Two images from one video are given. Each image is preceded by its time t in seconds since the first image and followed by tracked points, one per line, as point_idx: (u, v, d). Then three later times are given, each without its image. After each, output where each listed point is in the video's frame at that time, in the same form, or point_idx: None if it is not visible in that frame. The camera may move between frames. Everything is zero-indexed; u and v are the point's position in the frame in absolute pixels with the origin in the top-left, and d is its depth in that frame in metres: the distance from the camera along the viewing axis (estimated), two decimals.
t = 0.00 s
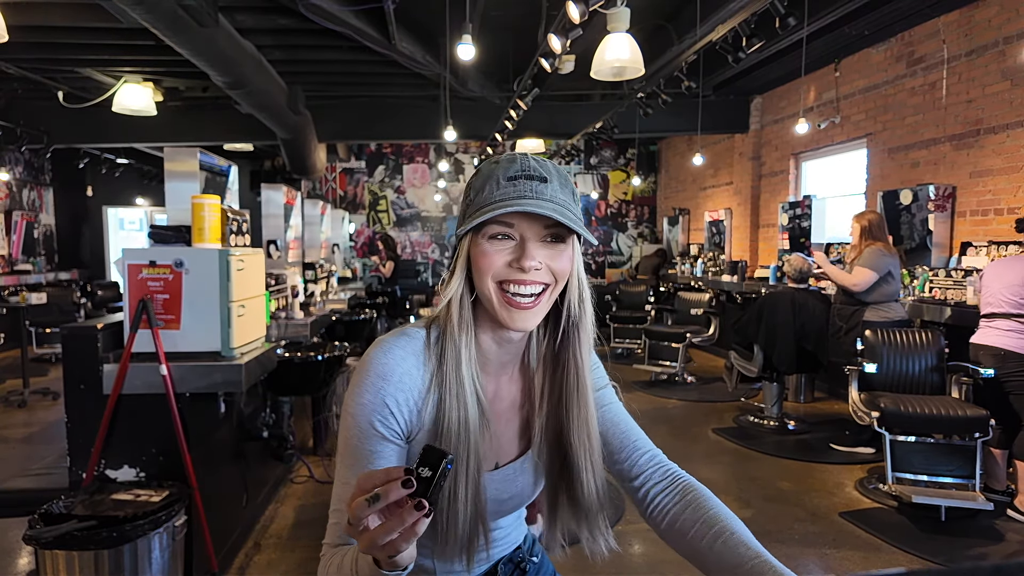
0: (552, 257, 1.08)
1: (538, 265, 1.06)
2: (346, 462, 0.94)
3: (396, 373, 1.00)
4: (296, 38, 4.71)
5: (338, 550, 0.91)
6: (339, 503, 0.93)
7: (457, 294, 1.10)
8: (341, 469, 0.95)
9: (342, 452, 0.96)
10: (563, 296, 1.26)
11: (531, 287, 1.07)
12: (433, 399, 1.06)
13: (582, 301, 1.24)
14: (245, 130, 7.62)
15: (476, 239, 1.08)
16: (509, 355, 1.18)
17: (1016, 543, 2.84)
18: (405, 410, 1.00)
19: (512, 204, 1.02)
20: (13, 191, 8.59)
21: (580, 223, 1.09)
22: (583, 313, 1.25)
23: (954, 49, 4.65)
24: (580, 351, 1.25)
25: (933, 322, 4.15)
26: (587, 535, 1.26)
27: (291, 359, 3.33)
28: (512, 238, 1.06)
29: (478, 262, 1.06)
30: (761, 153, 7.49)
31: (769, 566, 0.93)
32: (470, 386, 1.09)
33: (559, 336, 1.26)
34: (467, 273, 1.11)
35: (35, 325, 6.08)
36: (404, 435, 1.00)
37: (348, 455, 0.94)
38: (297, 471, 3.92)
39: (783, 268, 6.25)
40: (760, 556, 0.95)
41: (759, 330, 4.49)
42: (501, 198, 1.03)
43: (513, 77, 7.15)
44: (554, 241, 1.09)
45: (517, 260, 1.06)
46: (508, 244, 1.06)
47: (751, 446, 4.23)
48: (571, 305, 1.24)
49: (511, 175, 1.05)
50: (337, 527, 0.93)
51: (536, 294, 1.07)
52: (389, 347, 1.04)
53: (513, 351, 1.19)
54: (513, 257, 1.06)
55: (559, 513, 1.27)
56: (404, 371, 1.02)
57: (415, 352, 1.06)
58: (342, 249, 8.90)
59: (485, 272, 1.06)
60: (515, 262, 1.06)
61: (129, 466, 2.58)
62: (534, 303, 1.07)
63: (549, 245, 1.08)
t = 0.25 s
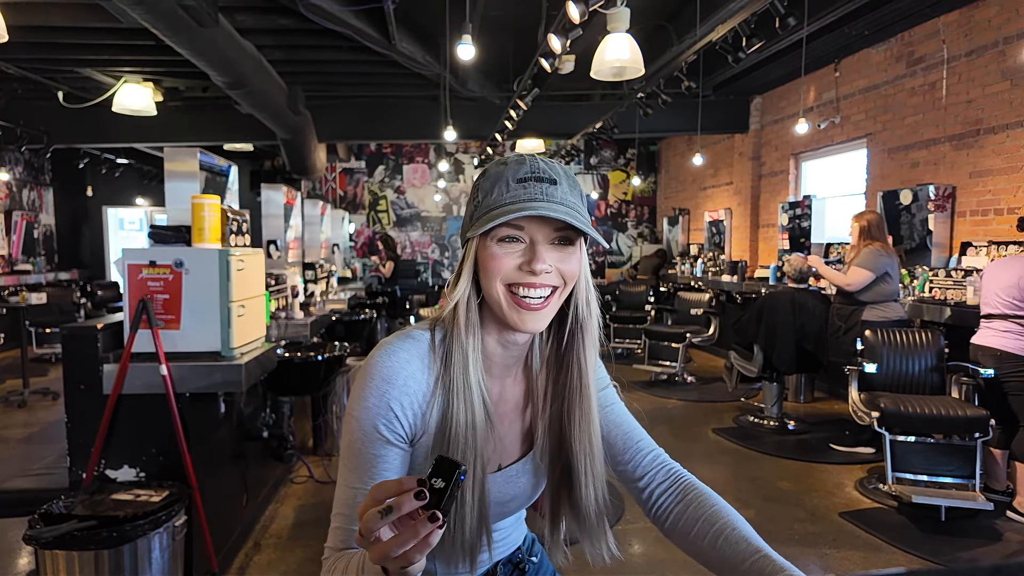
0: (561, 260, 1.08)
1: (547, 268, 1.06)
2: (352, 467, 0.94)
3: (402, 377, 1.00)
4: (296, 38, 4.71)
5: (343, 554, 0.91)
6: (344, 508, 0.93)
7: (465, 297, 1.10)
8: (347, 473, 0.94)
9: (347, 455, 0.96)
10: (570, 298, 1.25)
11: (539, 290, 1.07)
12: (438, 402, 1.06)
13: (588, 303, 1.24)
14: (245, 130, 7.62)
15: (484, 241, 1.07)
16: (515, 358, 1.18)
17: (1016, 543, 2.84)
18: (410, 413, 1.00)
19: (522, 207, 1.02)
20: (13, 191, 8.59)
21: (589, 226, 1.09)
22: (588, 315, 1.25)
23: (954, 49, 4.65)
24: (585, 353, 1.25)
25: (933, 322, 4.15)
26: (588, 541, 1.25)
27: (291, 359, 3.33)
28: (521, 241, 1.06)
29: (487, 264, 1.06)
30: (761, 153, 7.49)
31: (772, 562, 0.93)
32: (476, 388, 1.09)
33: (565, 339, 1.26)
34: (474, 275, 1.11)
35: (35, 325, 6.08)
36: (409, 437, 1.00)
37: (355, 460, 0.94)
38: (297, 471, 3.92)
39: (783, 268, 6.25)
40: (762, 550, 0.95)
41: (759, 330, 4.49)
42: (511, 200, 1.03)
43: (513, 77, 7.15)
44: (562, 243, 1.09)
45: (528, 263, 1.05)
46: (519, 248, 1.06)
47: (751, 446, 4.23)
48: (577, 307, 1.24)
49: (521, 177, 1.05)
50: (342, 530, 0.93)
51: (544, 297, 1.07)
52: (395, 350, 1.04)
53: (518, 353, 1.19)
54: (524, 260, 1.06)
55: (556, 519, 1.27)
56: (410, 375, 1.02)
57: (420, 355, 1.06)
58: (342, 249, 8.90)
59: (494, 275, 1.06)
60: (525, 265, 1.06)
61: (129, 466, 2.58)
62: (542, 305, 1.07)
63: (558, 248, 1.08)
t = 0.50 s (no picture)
0: (557, 259, 1.08)
1: (542, 267, 1.06)
2: (355, 468, 0.94)
3: (403, 378, 1.00)
4: (296, 38, 4.71)
5: (346, 554, 0.91)
6: (347, 509, 0.93)
7: (462, 297, 1.11)
8: (350, 474, 0.95)
9: (349, 456, 0.96)
10: (566, 296, 1.26)
11: (536, 289, 1.07)
12: (438, 403, 1.06)
13: (584, 302, 1.25)
14: (244, 130, 7.62)
15: (480, 242, 1.08)
16: (515, 358, 1.18)
17: (1015, 543, 2.85)
18: (411, 414, 1.00)
19: (515, 207, 1.02)
20: (13, 191, 8.60)
21: (583, 225, 1.09)
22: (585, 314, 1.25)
23: (954, 49, 4.65)
24: (583, 352, 1.25)
25: (933, 322, 4.15)
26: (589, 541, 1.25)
27: (291, 359, 3.33)
28: (516, 241, 1.06)
29: (482, 265, 1.07)
30: (761, 153, 7.48)
31: (775, 555, 0.93)
32: (476, 389, 1.09)
33: (562, 338, 1.26)
34: (471, 276, 1.11)
35: (35, 326, 6.08)
36: (411, 438, 1.01)
37: (358, 461, 0.94)
38: (297, 471, 3.93)
39: (783, 268, 6.25)
40: (764, 544, 0.95)
41: (758, 330, 4.49)
42: (505, 201, 1.03)
43: (513, 77, 7.15)
44: (558, 242, 1.09)
45: (523, 262, 1.06)
46: (513, 247, 1.06)
47: (751, 446, 4.23)
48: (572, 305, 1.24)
49: (514, 177, 1.05)
50: (345, 531, 0.93)
51: (540, 296, 1.07)
52: (395, 352, 1.04)
53: (517, 353, 1.19)
54: (518, 259, 1.06)
55: (554, 522, 1.26)
56: (411, 376, 1.02)
57: (420, 357, 1.06)
58: (342, 249, 8.90)
59: (490, 275, 1.06)
60: (520, 265, 1.06)
61: (129, 466, 2.58)
62: (539, 305, 1.07)
63: (553, 247, 1.08)
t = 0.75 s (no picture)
0: (548, 252, 1.08)
1: (533, 260, 1.06)
2: (357, 464, 0.94)
3: (402, 374, 1.00)
4: (296, 38, 4.71)
5: (349, 552, 0.92)
6: (350, 505, 0.93)
7: (457, 294, 1.11)
8: (352, 472, 0.95)
9: (350, 454, 0.96)
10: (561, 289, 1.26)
11: (529, 283, 1.07)
12: (438, 399, 1.06)
13: (579, 295, 1.25)
14: (244, 131, 7.62)
15: (472, 238, 1.08)
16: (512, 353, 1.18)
17: (1015, 543, 2.85)
18: (412, 411, 1.00)
19: (503, 201, 1.02)
20: (13, 191, 8.60)
21: (573, 217, 1.09)
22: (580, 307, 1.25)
23: (953, 50, 4.65)
24: (580, 347, 1.25)
25: (933, 322, 4.15)
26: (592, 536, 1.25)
27: (291, 359, 3.33)
28: (506, 235, 1.06)
29: (474, 261, 1.07)
30: (761, 153, 7.48)
31: (774, 543, 0.93)
32: (474, 384, 1.09)
33: (556, 332, 1.26)
34: (465, 272, 1.11)
35: (35, 326, 6.08)
36: (411, 435, 1.01)
37: (360, 458, 0.94)
38: (297, 471, 3.93)
39: (783, 268, 6.25)
40: (762, 533, 0.95)
41: (758, 330, 4.49)
42: (493, 196, 1.03)
43: (513, 77, 7.15)
44: (548, 235, 1.09)
45: (513, 256, 1.06)
46: (504, 242, 1.06)
47: (751, 446, 4.23)
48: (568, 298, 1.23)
49: (502, 173, 1.05)
50: (349, 529, 0.93)
51: (533, 288, 1.08)
52: (394, 350, 1.04)
53: (515, 348, 1.19)
54: (509, 254, 1.06)
55: (554, 519, 1.26)
56: (410, 373, 1.02)
57: (419, 354, 1.06)
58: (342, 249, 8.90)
59: (482, 270, 1.06)
60: (511, 259, 1.06)
61: (129, 466, 2.58)
62: (532, 298, 1.07)
63: (543, 239, 1.08)
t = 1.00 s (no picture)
0: (534, 249, 1.08)
1: (519, 257, 1.06)
2: (356, 463, 0.94)
3: (399, 374, 1.00)
4: (296, 38, 4.71)
5: (350, 550, 0.91)
6: (349, 504, 0.93)
7: (449, 295, 1.11)
8: (351, 471, 0.94)
9: (349, 454, 0.96)
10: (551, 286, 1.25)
11: (516, 280, 1.07)
12: (434, 398, 1.06)
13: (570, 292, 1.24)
14: (244, 130, 7.62)
15: (459, 238, 1.08)
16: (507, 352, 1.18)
17: (1015, 543, 2.85)
18: (409, 410, 1.00)
19: (486, 200, 1.02)
20: (13, 191, 8.60)
21: (557, 215, 1.09)
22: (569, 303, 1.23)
23: (953, 50, 4.65)
24: (572, 345, 1.25)
25: (933, 322, 4.15)
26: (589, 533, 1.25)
27: (291, 359, 3.33)
28: (491, 234, 1.06)
29: (462, 260, 1.07)
30: (761, 153, 7.48)
31: (758, 540, 0.94)
32: (469, 382, 1.09)
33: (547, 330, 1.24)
34: (455, 272, 1.11)
35: (35, 325, 6.08)
36: (409, 433, 1.01)
37: (358, 456, 0.94)
38: (297, 471, 3.92)
39: (783, 268, 6.25)
40: (746, 529, 0.96)
41: (759, 329, 4.49)
42: (478, 196, 1.03)
43: (513, 77, 7.15)
44: (534, 232, 1.09)
45: (498, 254, 1.06)
46: (489, 241, 1.06)
47: (751, 446, 4.23)
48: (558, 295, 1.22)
49: (485, 173, 1.05)
50: (348, 527, 0.93)
51: (521, 285, 1.08)
52: (390, 349, 1.04)
53: (509, 346, 1.18)
54: (495, 252, 1.06)
55: (548, 522, 1.23)
56: (406, 372, 1.02)
57: (415, 354, 1.06)
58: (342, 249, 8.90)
59: (469, 269, 1.06)
60: (497, 257, 1.06)
61: (129, 466, 2.58)
62: (520, 295, 1.07)
63: (528, 237, 1.08)
